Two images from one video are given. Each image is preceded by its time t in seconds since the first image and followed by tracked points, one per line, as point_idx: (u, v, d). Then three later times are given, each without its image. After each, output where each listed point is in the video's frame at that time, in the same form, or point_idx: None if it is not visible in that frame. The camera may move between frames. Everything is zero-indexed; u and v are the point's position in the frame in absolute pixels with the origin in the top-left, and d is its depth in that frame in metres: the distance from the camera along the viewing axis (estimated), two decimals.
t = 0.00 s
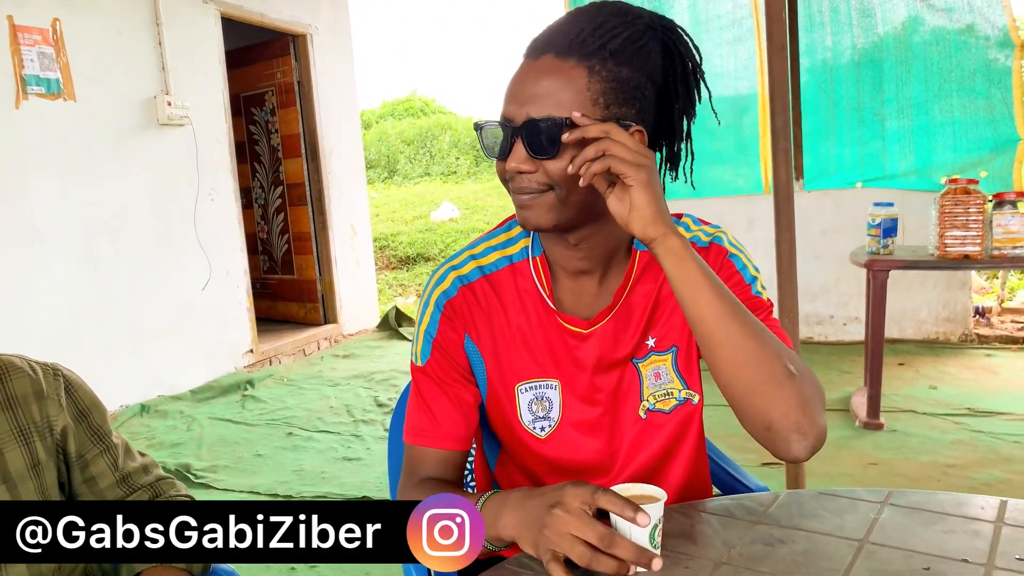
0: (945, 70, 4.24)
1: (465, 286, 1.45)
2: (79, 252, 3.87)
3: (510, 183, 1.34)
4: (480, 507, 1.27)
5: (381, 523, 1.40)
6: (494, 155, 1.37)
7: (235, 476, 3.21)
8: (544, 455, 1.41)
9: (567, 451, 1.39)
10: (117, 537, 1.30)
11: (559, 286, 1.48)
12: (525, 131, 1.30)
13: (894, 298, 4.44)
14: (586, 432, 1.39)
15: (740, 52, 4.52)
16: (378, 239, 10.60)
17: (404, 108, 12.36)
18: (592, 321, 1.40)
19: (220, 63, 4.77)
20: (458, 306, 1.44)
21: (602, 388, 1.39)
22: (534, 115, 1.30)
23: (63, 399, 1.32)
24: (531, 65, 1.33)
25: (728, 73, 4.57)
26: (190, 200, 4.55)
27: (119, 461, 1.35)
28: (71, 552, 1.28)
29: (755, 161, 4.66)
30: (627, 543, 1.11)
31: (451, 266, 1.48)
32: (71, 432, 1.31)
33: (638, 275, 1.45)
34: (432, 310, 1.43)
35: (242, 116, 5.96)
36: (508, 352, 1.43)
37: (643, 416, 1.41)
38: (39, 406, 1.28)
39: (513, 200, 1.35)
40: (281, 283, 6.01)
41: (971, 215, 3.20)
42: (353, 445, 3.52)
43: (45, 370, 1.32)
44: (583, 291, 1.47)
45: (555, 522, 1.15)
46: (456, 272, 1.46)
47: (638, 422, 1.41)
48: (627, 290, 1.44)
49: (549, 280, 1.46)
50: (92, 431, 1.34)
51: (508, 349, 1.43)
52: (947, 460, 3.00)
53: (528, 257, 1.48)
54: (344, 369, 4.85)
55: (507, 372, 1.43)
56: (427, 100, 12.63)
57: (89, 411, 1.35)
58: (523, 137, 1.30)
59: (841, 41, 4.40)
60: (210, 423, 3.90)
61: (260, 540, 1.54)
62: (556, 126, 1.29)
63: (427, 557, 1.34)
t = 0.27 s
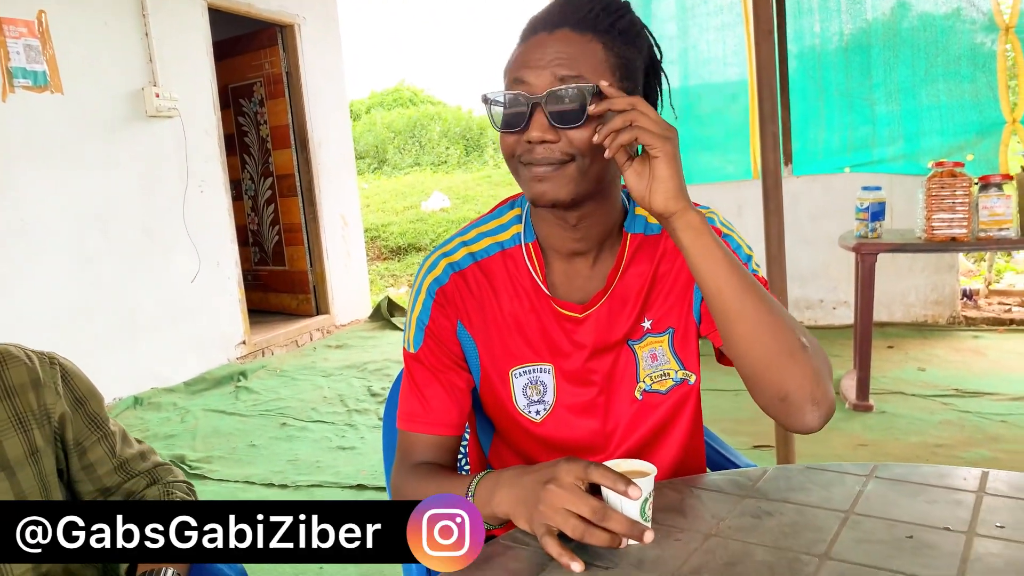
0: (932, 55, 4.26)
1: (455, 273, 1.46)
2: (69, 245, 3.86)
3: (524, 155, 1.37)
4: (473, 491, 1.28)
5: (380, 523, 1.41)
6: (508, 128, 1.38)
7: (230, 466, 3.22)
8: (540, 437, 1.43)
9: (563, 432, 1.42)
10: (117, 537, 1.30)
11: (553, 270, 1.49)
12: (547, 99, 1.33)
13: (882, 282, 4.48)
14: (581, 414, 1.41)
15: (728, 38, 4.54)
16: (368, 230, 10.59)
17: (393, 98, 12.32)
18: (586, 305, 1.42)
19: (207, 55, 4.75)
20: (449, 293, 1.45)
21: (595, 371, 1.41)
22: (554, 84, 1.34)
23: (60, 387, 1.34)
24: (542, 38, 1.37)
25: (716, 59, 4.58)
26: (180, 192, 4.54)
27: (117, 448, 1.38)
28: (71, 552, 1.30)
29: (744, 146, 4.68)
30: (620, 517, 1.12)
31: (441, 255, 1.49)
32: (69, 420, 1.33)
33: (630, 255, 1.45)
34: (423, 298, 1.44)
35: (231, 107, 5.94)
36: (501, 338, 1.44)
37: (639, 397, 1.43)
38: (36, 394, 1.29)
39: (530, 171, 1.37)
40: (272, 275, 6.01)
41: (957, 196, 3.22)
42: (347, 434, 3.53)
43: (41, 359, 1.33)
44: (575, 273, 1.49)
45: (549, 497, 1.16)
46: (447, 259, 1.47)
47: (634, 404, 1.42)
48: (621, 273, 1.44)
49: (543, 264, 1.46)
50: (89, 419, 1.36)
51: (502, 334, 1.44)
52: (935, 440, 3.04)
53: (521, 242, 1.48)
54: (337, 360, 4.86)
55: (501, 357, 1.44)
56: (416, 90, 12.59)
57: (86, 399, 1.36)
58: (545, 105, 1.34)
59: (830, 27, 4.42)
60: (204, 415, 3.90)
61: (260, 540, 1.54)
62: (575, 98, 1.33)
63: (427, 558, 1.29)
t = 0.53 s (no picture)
0: (907, 47, 4.32)
1: (439, 259, 1.46)
2: (47, 241, 3.82)
3: (526, 143, 1.40)
4: (453, 473, 1.27)
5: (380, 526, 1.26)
6: (510, 117, 1.40)
7: (213, 460, 3.22)
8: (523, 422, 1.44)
9: (546, 418, 1.43)
10: (117, 536, 1.33)
11: (538, 257, 1.51)
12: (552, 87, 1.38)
13: (860, 270, 4.54)
14: (564, 399, 1.42)
15: (705, 29, 4.57)
16: (350, 222, 10.55)
17: (373, 90, 12.25)
18: (571, 291, 1.44)
19: (185, 47, 4.71)
20: (433, 279, 1.45)
21: (578, 356, 1.43)
22: (557, 72, 1.38)
23: (42, 378, 1.34)
24: (540, 25, 1.40)
25: (694, 50, 4.61)
26: (159, 186, 4.50)
27: (99, 439, 1.38)
28: (71, 553, 1.34)
29: (723, 136, 4.72)
30: (599, 495, 1.14)
31: (423, 242, 1.49)
32: (50, 411, 1.33)
33: (612, 242, 1.48)
34: (407, 281, 1.44)
35: (210, 100, 5.90)
36: (486, 324, 1.44)
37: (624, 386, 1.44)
38: (17, 386, 1.29)
39: (535, 159, 1.40)
40: (254, 269, 5.98)
41: (931, 183, 3.25)
42: (331, 426, 3.54)
43: (21, 351, 1.33)
44: (560, 259, 1.51)
45: (527, 478, 1.17)
46: (431, 246, 1.47)
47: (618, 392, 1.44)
48: (605, 260, 1.46)
49: (528, 251, 1.47)
50: (71, 410, 1.36)
51: (487, 319, 1.45)
52: (911, 423, 3.09)
53: (505, 229, 1.49)
54: (320, 352, 4.86)
55: (485, 343, 1.44)
56: (396, 82, 12.53)
57: (68, 390, 1.36)
58: (549, 94, 1.38)
59: (808, 18, 4.46)
60: (186, 409, 3.89)
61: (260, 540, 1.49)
62: (579, 85, 1.38)
63: (428, 558, 1.09)
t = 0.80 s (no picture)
0: (872, 44, 4.38)
1: (416, 245, 1.44)
2: (8, 236, 3.73)
3: (528, 126, 1.40)
4: (416, 462, 1.23)
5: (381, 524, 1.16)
6: (512, 100, 1.40)
7: (182, 457, 3.18)
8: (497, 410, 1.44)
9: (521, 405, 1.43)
10: (117, 537, 1.33)
11: (518, 246, 1.50)
12: (558, 71, 1.40)
13: (827, 261, 4.60)
14: (540, 387, 1.43)
15: (675, 23, 4.60)
16: (320, 217, 10.46)
17: (344, 84, 12.13)
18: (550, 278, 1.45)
19: (150, 39, 4.62)
20: (409, 265, 1.41)
21: (554, 343, 1.43)
22: (562, 56, 1.41)
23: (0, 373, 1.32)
24: (540, 11, 1.42)
25: (664, 43, 4.64)
26: (125, 181, 4.42)
27: (60, 435, 1.36)
28: (69, 553, 1.34)
29: (693, 130, 4.75)
30: (562, 481, 1.14)
31: (400, 229, 1.47)
32: (9, 407, 1.30)
33: (589, 231, 1.49)
34: (382, 267, 1.40)
35: (177, 93, 5.81)
36: (463, 312, 1.43)
37: (596, 372, 1.46)
38: None
39: (537, 140, 1.40)
40: (223, 264, 5.91)
41: (896, 174, 3.30)
42: (302, 421, 3.51)
43: None
44: (539, 248, 1.52)
45: (491, 465, 1.15)
46: (407, 232, 1.45)
47: (592, 378, 1.45)
48: (582, 248, 1.48)
49: (507, 238, 1.47)
50: (31, 405, 1.33)
51: (464, 307, 1.43)
52: (876, 411, 3.15)
53: (483, 217, 1.49)
54: (291, 348, 4.81)
55: (462, 331, 1.43)
56: (367, 76, 12.44)
57: (27, 386, 1.34)
58: (555, 77, 1.40)
59: (773, 13, 4.54)
60: (155, 406, 3.83)
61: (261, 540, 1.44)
62: (582, 70, 1.41)
63: (427, 558, 1.04)
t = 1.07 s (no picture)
0: (842, 45, 4.42)
1: (398, 231, 1.38)
2: None
3: (538, 103, 1.35)
4: (371, 451, 1.20)
5: (380, 524, 1.08)
6: (523, 75, 1.34)
7: (146, 453, 3.10)
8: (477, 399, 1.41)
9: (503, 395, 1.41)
10: (117, 537, 1.29)
11: (506, 232, 1.46)
12: (569, 44, 1.34)
13: (799, 258, 4.63)
14: (522, 376, 1.40)
15: (649, 19, 4.60)
16: (292, 210, 10.33)
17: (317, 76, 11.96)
18: (538, 265, 1.41)
19: (115, 27, 4.50)
20: (389, 252, 1.35)
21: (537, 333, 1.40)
22: (570, 29, 1.35)
23: None
24: None
25: (638, 39, 4.64)
26: (89, 171, 4.30)
27: (6, 429, 1.31)
28: (68, 556, 1.27)
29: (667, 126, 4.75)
30: (527, 475, 1.11)
31: (380, 214, 1.40)
32: None
33: (574, 216, 1.46)
34: (360, 254, 1.34)
35: (144, 83, 5.68)
36: (446, 299, 1.38)
37: (577, 359, 1.44)
38: None
39: (547, 118, 1.35)
40: (191, 258, 5.80)
41: (866, 170, 3.34)
42: (270, 417, 3.45)
43: None
44: (527, 233, 1.47)
45: (454, 462, 1.12)
46: (390, 217, 1.39)
47: (574, 367, 1.43)
48: (569, 234, 1.44)
49: (494, 222, 1.42)
50: None
51: (447, 295, 1.38)
52: (845, 406, 3.17)
53: (471, 201, 1.43)
54: (260, 343, 4.73)
55: (445, 319, 1.38)
56: (341, 68, 12.28)
57: None
58: (566, 51, 1.34)
59: (747, 12, 4.54)
60: (119, 401, 3.74)
61: (261, 541, 1.27)
62: (592, 45, 1.37)
63: (427, 558, 0.98)
